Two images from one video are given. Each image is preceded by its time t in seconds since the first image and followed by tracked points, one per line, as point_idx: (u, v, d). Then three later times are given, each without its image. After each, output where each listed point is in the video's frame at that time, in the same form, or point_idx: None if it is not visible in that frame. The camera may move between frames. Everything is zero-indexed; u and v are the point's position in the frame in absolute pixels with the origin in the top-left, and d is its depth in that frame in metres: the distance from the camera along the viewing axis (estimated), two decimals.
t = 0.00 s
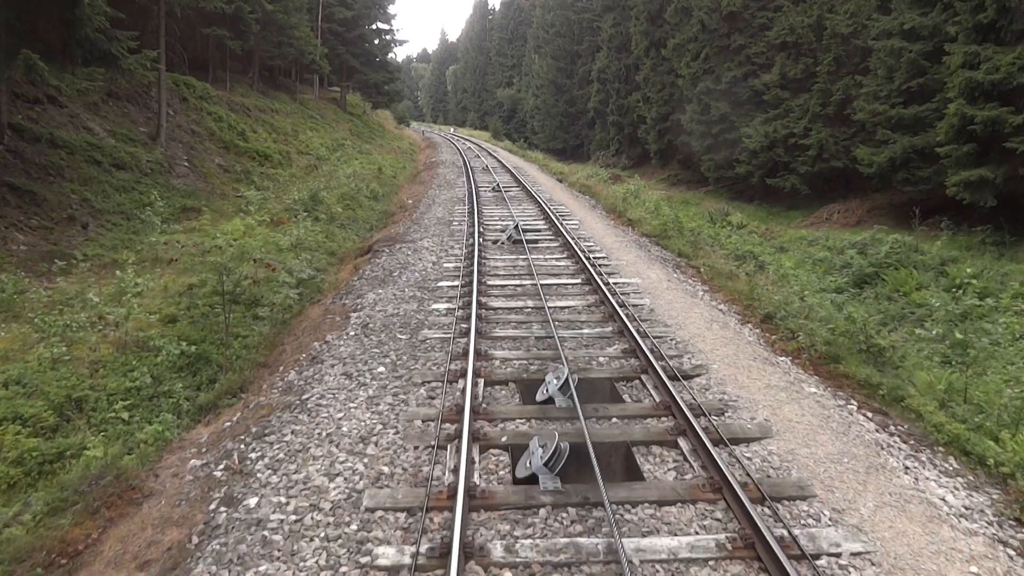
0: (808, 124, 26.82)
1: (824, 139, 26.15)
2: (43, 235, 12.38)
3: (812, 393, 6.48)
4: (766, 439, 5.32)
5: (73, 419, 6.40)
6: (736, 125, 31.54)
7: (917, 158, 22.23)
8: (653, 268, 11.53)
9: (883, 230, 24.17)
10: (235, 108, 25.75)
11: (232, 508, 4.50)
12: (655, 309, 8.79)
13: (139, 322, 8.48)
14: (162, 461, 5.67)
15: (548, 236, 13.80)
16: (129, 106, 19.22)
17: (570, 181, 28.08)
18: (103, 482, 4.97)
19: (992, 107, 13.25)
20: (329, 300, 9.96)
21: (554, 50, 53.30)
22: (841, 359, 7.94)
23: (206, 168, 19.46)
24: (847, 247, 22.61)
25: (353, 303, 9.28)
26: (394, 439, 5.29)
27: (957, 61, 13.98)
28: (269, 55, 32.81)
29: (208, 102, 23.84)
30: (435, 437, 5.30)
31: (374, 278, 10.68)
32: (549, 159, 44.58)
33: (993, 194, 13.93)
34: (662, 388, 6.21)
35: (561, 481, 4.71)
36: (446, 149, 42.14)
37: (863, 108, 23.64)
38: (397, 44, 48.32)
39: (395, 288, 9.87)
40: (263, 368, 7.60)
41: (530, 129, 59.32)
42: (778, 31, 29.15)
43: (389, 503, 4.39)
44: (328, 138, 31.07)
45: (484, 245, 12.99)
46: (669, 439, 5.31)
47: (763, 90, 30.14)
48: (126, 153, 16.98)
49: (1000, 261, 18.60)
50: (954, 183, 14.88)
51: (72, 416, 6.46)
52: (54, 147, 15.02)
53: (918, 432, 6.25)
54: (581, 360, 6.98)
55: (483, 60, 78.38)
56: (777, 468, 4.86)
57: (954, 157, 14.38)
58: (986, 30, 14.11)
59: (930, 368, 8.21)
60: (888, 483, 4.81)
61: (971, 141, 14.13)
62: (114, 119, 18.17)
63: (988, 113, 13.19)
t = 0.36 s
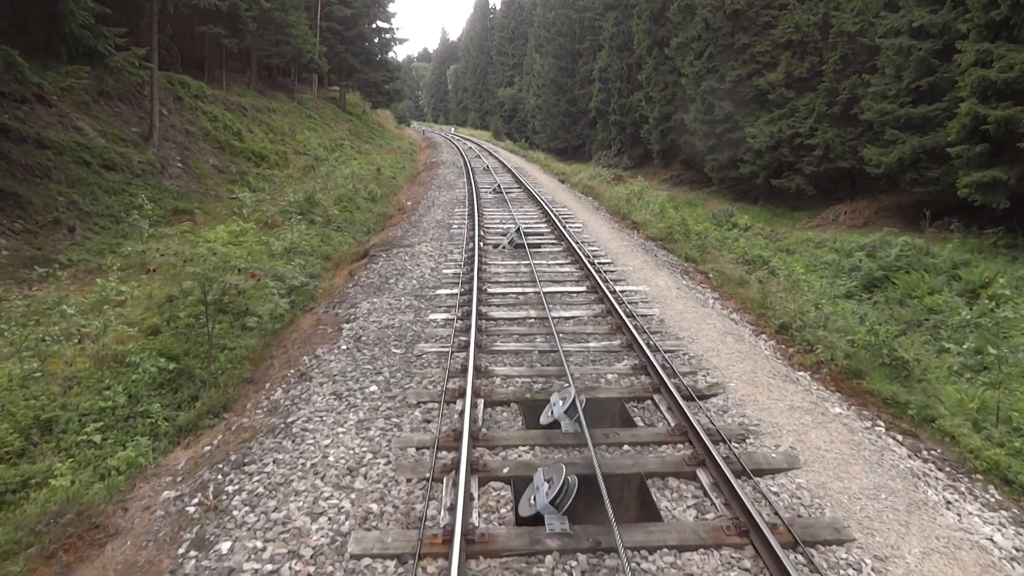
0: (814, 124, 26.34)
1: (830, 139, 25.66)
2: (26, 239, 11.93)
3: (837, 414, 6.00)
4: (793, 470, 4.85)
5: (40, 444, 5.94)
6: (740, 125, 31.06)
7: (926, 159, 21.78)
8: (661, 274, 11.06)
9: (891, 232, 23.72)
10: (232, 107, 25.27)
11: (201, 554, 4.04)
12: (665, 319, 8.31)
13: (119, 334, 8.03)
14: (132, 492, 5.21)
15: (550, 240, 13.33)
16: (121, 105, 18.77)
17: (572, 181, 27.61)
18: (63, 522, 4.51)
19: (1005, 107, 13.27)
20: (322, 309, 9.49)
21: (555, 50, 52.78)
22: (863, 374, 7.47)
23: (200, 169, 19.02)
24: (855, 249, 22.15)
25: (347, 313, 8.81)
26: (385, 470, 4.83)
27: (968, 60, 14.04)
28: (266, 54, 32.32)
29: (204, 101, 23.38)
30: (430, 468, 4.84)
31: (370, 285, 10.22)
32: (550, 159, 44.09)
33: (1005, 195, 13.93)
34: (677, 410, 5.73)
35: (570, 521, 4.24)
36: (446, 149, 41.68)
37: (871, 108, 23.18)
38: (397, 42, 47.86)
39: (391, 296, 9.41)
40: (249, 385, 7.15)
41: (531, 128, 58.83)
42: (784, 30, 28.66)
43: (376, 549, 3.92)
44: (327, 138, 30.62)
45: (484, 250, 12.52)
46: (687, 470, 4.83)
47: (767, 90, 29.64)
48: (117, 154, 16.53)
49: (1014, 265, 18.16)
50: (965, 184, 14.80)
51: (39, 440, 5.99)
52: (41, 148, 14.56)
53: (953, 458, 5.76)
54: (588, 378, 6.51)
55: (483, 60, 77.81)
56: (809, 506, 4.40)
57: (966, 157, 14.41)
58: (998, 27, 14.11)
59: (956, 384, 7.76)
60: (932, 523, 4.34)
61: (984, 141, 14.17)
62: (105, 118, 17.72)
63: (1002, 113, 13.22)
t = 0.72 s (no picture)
0: (820, 124, 25.86)
1: (836, 139, 25.17)
2: (8, 244, 11.49)
3: (867, 440, 5.53)
4: (827, 509, 4.39)
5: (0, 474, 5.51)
6: (744, 125, 30.60)
7: (934, 159, 21.33)
8: (669, 280, 10.60)
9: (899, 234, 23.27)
10: (227, 107, 24.81)
11: None
12: (676, 332, 7.84)
13: (96, 349, 7.59)
14: (95, 529, 4.76)
15: (553, 245, 12.87)
16: (113, 105, 18.32)
17: (574, 182, 27.14)
18: (13, 568, 4.06)
19: (1019, 106, 12.87)
20: (314, 319, 9.03)
21: (556, 49, 52.27)
22: (889, 392, 6.99)
23: (194, 170, 18.57)
24: (863, 251, 21.69)
25: (339, 324, 8.35)
26: (374, 508, 4.36)
27: (979, 58, 13.65)
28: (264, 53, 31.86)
29: (199, 101, 22.91)
30: (423, 505, 4.36)
31: (364, 294, 9.76)
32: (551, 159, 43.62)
33: (1019, 197, 13.48)
34: (694, 437, 5.25)
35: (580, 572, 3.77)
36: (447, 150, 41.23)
37: (877, 107, 22.73)
38: (397, 42, 47.45)
39: (387, 305, 8.95)
40: (232, 403, 6.70)
41: (532, 128, 58.34)
42: (788, 29, 28.20)
43: None
44: (325, 138, 30.19)
45: (484, 255, 12.05)
46: (709, 507, 4.36)
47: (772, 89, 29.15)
48: (106, 155, 16.08)
49: None
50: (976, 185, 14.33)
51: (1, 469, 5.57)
52: (27, 149, 14.12)
53: (994, 488, 5.28)
54: (596, 399, 6.04)
55: (484, 60, 77.31)
56: (848, 553, 3.95)
57: (976, 159, 13.99)
58: (1010, 24, 13.67)
59: (986, 403, 7.29)
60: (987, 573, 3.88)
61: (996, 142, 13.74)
62: (95, 118, 17.28)
63: (1016, 112, 12.79)
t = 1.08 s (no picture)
0: (827, 124, 25.34)
1: (844, 139, 24.63)
2: None
3: (906, 471, 5.03)
4: (870, 558, 3.91)
5: None
6: (749, 125, 30.09)
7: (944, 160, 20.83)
8: (678, 288, 10.11)
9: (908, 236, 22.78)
10: (224, 107, 24.32)
11: None
12: (690, 346, 7.35)
13: (70, 365, 7.14)
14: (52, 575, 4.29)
15: (557, 250, 12.37)
16: (105, 105, 17.86)
17: (576, 183, 26.65)
18: None
19: None
20: (305, 330, 8.56)
21: (557, 49, 51.73)
22: (920, 414, 6.47)
23: (188, 171, 18.11)
24: (872, 254, 21.18)
25: (332, 336, 7.87)
26: (361, 556, 3.88)
27: (994, 57, 13.19)
28: (262, 52, 31.37)
29: (194, 100, 22.44)
30: (416, 554, 3.88)
31: (359, 303, 9.28)
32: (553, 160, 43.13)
33: None
34: (716, 469, 4.76)
35: None
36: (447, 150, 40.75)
37: (886, 107, 22.23)
38: (397, 41, 46.98)
39: (382, 316, 8.47)
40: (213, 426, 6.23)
41: (534, 128, 57.83)
42: (795, 27, 27.68)
43: None
44: (324, 138, 29.73)
45: (486, 261, 11.57)
46: (739, 556, 3.88)
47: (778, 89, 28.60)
48: (96, 156, 15.61)
49: None
50: (989, 187, 13.84)
51: None
52: (13, 150, 13.66)
53: None
54: (607, 424, 5.55)
55: (485, 59, 76.75)
56: None
57: (988, 160, 13.57)
58: None
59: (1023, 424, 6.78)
60: None
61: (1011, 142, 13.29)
62: (86, 118, 16.83)
63: None
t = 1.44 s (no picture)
0: (834, 123, 24.83)
1: (851, 138, 24.12)
2: None
3: (951, 509, 4.54)
4: None
5: None
6: (754, 123, 29.56)
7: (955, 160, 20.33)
8: (689, 295, 9.61)
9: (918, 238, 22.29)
10: (219, 104, 23.85)
11: None
12: (704, 362, 6.86)
13: (40, 383, 6.68)
14: None
15: (561, 254, 11.88)
16: (95, 102, 17.40)
17: (579, 183, 26.16)
18: None
19: None
20: (295, 342, 8.07)
21: (559, 46, 51.19)
22: (955, 437, 5.97)
23: (180, 171, 17.64)
24: (882, 256, 20.69)
25: (322, 349, 7.38)
26: None
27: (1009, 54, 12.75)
28: (259, 49, 30.89)
29: (189, 98, 21.97)
30: None
31: (352, 312, 8.80)
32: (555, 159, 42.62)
33: None
34: (742, 509, 4.27)
35: None
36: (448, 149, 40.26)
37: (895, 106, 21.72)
38: (398, 38, 46.45)
39: (376, 326, 7.98)
40: (190, 450, 5.76)
41: (536, 127, 57.29)
42: (801, 24, 27.14)
43: None
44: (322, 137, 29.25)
45: (487, 266, 11.09)
46: None
47: (784, 87, 28.06)
48: (85, 156, 15.16)
49: None
50: (1005, 189, 13.39)
51: None
52: None
53: None
54: (619, 452, 5.06)
55: (487, 57, 76.19)
56: None
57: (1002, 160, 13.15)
58: None
59: None
60: None
61: None
62: (75, 116, 16.36)
63: None
